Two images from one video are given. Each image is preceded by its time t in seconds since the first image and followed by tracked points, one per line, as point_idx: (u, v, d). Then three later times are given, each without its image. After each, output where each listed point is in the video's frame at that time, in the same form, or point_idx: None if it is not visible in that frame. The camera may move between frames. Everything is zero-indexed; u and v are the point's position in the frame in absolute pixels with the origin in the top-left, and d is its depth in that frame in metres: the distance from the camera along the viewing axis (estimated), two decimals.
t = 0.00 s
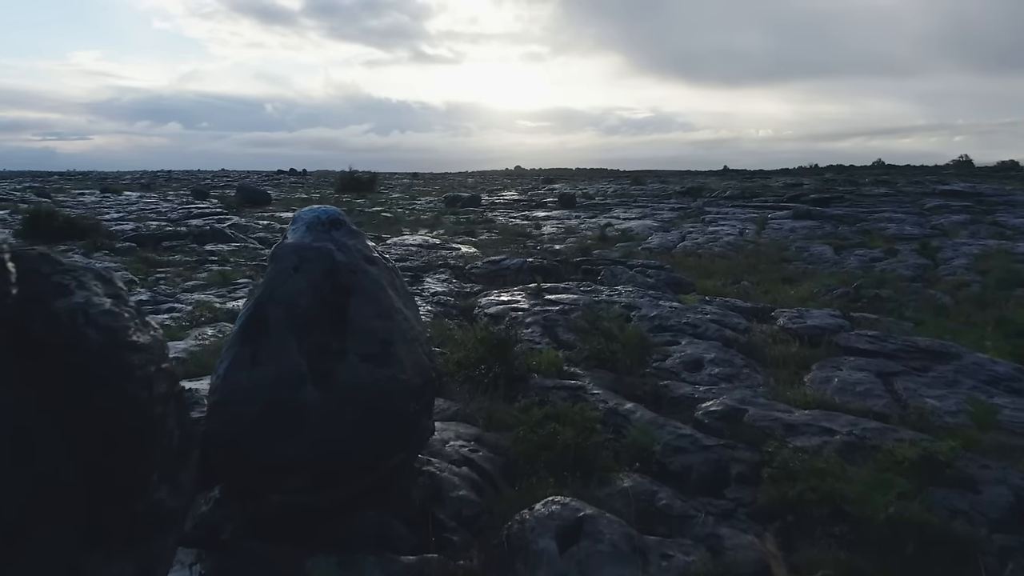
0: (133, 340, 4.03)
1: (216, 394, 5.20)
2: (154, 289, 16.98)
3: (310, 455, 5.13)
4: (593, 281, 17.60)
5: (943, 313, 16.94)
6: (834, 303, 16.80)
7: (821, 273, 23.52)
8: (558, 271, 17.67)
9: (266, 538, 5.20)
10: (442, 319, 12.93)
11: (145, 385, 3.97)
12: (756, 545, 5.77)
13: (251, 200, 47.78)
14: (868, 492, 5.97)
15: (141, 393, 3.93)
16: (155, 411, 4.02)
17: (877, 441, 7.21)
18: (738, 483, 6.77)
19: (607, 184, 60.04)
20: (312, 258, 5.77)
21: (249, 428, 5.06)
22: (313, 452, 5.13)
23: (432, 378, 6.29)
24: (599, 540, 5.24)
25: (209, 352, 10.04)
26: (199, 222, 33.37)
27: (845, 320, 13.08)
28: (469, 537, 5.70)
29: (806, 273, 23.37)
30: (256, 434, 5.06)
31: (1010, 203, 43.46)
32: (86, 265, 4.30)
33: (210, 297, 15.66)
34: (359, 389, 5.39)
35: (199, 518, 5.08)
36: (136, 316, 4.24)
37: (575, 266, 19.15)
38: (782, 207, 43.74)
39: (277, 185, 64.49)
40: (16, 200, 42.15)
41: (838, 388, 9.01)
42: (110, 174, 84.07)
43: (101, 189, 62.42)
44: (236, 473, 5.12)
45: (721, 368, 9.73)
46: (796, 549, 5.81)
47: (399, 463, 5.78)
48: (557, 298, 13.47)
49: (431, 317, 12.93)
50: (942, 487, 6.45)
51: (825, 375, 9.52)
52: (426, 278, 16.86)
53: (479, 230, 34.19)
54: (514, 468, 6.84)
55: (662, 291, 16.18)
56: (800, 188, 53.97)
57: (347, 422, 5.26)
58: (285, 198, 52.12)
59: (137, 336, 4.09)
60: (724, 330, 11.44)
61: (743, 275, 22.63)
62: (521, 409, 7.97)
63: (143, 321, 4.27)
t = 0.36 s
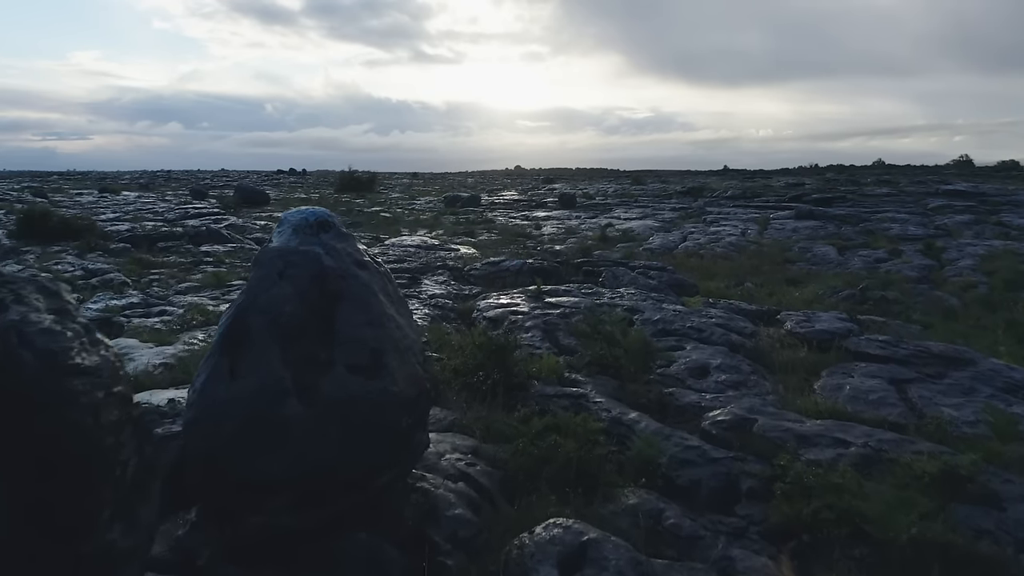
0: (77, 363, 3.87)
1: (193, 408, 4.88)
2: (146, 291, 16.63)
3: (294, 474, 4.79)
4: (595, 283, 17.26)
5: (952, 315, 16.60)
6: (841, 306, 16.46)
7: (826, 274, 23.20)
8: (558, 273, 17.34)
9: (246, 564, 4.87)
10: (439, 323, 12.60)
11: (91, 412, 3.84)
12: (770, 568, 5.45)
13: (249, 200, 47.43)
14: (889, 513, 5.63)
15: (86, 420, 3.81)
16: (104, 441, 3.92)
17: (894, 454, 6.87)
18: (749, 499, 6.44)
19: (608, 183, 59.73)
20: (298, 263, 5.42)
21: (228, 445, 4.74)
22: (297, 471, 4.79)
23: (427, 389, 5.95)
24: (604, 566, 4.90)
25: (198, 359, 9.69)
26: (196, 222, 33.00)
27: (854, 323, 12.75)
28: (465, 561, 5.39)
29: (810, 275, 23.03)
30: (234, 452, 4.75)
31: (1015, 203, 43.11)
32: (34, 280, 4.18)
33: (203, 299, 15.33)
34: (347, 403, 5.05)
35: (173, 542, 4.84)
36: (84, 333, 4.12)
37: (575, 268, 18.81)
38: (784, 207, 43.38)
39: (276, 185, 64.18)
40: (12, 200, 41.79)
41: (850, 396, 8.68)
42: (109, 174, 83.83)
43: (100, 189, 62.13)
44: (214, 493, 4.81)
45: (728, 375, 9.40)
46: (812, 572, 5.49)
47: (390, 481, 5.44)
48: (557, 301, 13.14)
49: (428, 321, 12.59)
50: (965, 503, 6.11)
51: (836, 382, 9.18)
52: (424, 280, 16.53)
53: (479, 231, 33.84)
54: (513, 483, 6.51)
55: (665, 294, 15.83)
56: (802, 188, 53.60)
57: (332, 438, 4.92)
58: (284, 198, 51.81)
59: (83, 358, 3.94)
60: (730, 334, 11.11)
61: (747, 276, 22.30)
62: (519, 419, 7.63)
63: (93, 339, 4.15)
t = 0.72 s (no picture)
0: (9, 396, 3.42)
1: (170, 426, 4.59)
2: (139, 293, 16.30)
3: (277, 497, 4.48)
4: (596, 285, 16.92)
5: (961, 318, 16.28)
6: (847, 308, 16.14)
7: (830, 275, 22.88)
8: (559, 275, 17.00)
9: None
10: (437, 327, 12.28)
11: (24, 452, 3.40)
12: None
13: (247, 200, 47.11)
14: (912, 536, 5.31)
15: (18, 462, 3.37)
16: (43, 483, 3.47)
17: (914, 469, 6.55)
18: (762, 516, 6.11)
19: (608, 183, 59.50)
20: (284, 268, 5.09)
21: (205, 466, 4.45)
22: (280, 493, 4.48)
23: (423, 401, 5.62)
24: None
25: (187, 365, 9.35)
26: (193, 223, 32.68)
27: (863, 327, 12.42)
28: None
29: (814, 276, 22.69)
30: (213, 474, 4.45)
31: (1018, 203, 42.80)
32: None
33: (196, 301, 15.01)
34: (335, 418, 4.72)
35: (149, 567, 4.56)
36: (22, 356, 3.63)
37: (576, 269, 18.48)
38: (786, 207, 43.07)
39: (275, 185, 63.92)
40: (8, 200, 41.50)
41: (864, 405, 8.35)
42: (109, 174, 83.71)
43: (98, 189, 61.87)
44: (192, 517, 4.52)
45: (736, 383, 9.07)
46: None
47: (384, 500, 5.11)
48: (558, 305, 12.80)
49: (426, 325, 12.27)
50: (991, 522, 5.79)
51: (848, 390, 8.85)
52: (423, 282, 16.19)
53: (478, 231, 33.52)
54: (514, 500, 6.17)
55: (668, 296, 15.51)
56: (804, 188, 53.27)
57: (319, 458, 4.60)
58: (283, 198, 51.54)
59: (17, 389, 3.47)
60: (736, 339, 10.78)
61: (750, 278, 21.98)
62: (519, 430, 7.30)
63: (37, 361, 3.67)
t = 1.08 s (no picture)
0: None
1: (140, 446, 4.26)
2: (130, 296, 15.94)
3: (255, 523, 4.16)
4: (598, 287, 16.58)
5: (970, 321, 15.93)
6: (854, 311, 15.80)
7: (835, 277, 22.53)
8: (560, 277, 16.66)
9: None
10: (434, 331, 11.93)
11: None
12: None
13: (244, 199, 46.75)
14: (938, 561, 4.97)
15: None
16: None
17: (935, 485, 6.21)
18: (776, 535, 5.77)
19: (609, 183, 59.11)
20: (266, 274, 4.75)
21: (178, 490, 4.13)
22: (259, 519, 4.16)
23: (416, 414, 5.28)
24: None
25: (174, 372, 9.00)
26: (189, 223, 32.31)
27: (872, 331, 12.08)
28: None
29: (818, 277, 22.37)
30: (185, 498, 4.12)
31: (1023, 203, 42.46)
32: None
33: (188, 304, 14.67)
34: (320, 436, 4.39)
35: None
36: None
37: (577, 271, 18.14)
38: (788, 207, 42.72)
39: (275, 185, 63.54)
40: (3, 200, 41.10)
41: (878, 414, 8.01)
42: (107, 174, 83.39)
43: (95, 189, 61.49)
44: (162, 545, 4.20)
45: (744, 391, 8.74)
46: None
47: (373, 523, 4.78)
48: (559, 308, 12.45)
49: (423, 329, 11.91)
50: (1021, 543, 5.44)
51: (862, 397, 8.51)
52: (420, 284, 15.86)
53: (478, 231, 33.16)
54: (513, 519, 5.83)
55: (671, 299, 15.16)
56: (806, 188, 52.92)
57: (301, 480, 4.28)
58: (281, 198, 51.21)
59: None
60: (744, 344, 10.42)
61: (754, 279, 21.64)
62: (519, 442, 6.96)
63: None
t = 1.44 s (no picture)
0: None
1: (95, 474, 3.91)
2: (120, 298, 15.56)
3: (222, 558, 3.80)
4: (598, 289, 16.22)
5: (979, 324, 15.58)
6: (861, 314, 15.44)
7: (839, 278, 22.18)
8: (560, 279, 16.30)
9: None
10: (429, 336, 11.56)
11: None
12: None
13: (242, 199, 46.39)
14: None
15: None
16: None
17: (958, 504, 5.86)
18: (791, 559, 5.42)
19: (609, 183, 58.76)
20: (238, 283, 4.38)
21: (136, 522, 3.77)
22: (226, 553, 3.81)
23: (405, 430, 4.91)
24: None
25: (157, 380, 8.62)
26: (185, 223, 31.94)
27: (881, 336, 11.73)
28: None
29: (822, 279, 22.03)
30: (144, 531, 3.78)
31: None
32: None
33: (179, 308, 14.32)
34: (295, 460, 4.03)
35: None
36: None
37: (578, 273, 17.77)
38: (790, 207, 42.37)
39: (273, 185, 63.19)
40: None
41: (892, 425, 7.65)
42: (106, 174, 83.10)
43: (93, 189, 61.17)
44: None
45: (752, 400, 8.37)
46: None
47: (357, 550, 4.42)
48: (559, 312, 12.07)
49: (417, 334, 11.54)
50: None
51: (874, 407, 8.14)
52: (416, 286, 15.48)
53: (477, 232, 32.80)
54: (509, 543, 5.45)
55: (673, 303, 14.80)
56: (807, 188, 52.58)
57: (274, 509, 3.92)
58: (279, 198, 50.89)
59: None
60: (750, 350, 10.05)
61: (757, 281, 21.29)
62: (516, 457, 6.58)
63: None
